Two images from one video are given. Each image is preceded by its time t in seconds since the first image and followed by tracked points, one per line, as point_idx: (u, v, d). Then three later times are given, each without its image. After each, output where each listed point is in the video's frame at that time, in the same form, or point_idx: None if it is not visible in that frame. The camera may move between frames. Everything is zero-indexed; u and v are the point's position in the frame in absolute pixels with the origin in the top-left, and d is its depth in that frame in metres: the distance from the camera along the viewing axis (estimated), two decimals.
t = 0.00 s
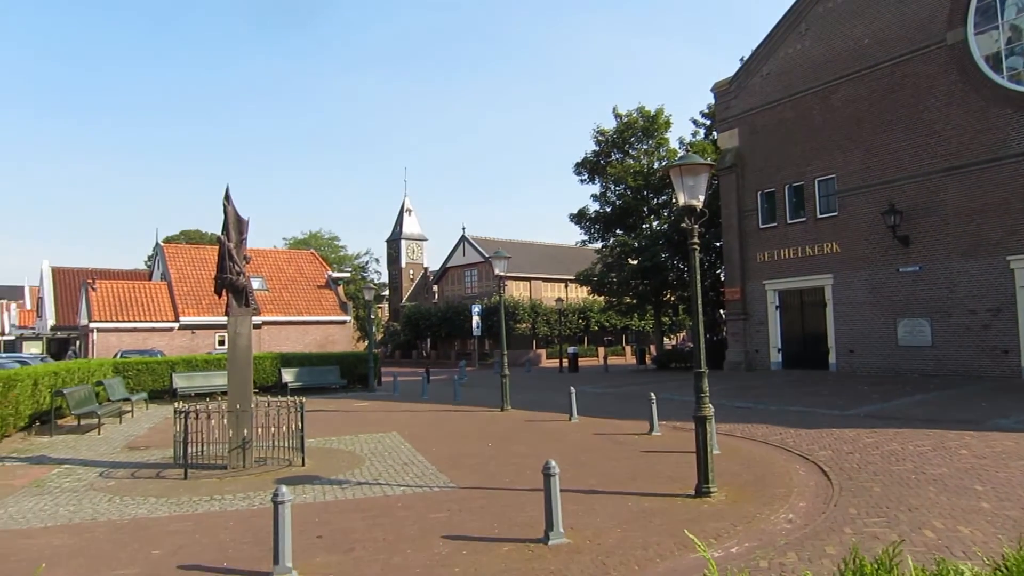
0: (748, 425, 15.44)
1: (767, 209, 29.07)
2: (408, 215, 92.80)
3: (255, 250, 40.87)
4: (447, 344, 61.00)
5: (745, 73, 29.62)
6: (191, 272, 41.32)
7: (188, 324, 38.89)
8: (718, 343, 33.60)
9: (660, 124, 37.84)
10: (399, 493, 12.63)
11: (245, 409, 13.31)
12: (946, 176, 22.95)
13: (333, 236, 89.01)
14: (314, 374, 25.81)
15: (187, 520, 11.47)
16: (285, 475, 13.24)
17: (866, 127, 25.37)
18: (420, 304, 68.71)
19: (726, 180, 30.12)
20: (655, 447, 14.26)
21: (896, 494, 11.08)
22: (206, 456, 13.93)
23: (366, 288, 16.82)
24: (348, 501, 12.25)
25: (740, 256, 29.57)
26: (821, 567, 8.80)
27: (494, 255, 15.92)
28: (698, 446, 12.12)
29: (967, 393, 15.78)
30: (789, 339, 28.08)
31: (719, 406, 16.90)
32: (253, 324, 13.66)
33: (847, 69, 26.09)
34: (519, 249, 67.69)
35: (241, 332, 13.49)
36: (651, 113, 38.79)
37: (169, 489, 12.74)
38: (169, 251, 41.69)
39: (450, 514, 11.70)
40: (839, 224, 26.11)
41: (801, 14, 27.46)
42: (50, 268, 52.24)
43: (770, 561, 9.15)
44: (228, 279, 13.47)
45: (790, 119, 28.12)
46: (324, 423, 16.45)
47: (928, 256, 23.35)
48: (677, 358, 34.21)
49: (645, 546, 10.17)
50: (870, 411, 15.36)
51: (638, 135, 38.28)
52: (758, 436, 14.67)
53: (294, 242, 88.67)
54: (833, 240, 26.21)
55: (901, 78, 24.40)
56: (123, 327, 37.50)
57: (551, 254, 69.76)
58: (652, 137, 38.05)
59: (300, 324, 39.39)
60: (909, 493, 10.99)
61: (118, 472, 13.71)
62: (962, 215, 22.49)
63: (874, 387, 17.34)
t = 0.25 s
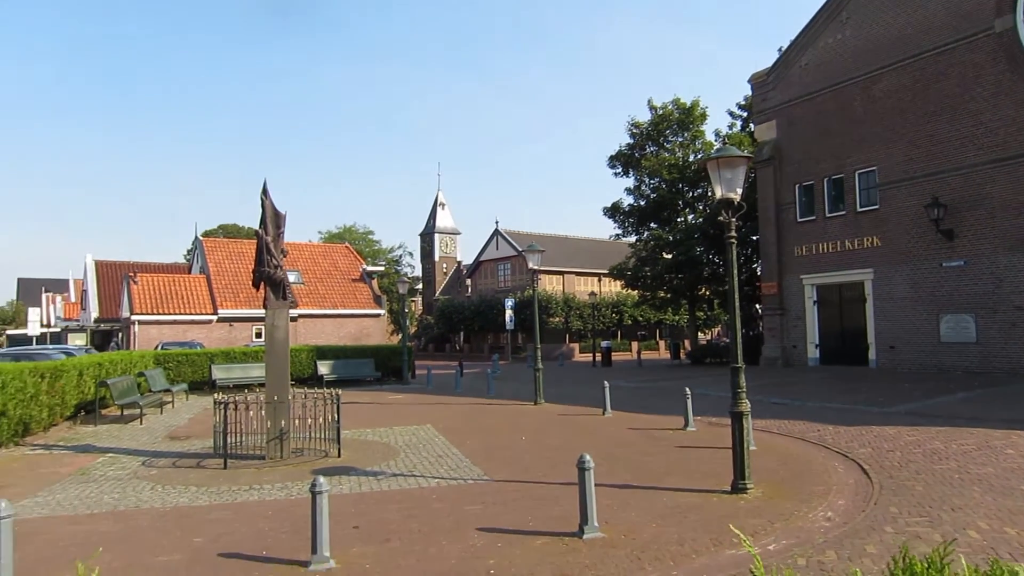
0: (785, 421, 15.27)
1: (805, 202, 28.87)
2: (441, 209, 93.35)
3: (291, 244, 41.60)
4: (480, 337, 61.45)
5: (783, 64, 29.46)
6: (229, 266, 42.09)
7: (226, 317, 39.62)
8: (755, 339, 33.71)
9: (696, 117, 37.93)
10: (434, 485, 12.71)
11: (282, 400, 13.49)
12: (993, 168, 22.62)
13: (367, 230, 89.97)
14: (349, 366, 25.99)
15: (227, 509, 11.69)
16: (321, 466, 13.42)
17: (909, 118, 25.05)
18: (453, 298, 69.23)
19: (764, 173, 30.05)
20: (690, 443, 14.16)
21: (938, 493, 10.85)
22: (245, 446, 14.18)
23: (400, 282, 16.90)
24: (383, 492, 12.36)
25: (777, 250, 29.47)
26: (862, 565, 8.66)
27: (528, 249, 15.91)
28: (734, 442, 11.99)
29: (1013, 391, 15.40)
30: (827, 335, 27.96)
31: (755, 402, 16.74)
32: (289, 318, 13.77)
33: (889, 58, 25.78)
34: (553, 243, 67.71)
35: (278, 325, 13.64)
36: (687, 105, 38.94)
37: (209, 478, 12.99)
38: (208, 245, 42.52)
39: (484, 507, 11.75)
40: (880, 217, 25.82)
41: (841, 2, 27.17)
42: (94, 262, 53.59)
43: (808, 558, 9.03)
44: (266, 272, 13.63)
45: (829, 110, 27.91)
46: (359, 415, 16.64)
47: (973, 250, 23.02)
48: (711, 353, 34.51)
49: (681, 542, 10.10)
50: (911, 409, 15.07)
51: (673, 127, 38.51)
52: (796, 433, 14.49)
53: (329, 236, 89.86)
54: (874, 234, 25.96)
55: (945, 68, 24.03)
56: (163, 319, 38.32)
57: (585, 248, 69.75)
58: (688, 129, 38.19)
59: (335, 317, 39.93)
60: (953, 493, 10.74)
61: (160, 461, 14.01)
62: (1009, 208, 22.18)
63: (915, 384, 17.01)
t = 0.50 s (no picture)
0: (823, 416, 15.08)
1: (845, 192, 28.86)
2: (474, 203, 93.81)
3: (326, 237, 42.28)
4: (514, 330, 61.62)
5: (822, 53, 29.42)
6: (266, 259, 42.76)
7: (263, 309, 40.24)
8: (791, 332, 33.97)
9: (733, 107, 38.08)
10: (470, 476, 12.78)
11: (320, 391, 13.67)
12: None
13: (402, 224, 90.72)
14: (384, 358, 26.19)
15: (266, 498, 11.88)
16: (358, 456, 13.57)
17: (953, 105, 24.78)
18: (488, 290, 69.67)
19: (802, 163, 30.14)
20: (726, 437, 14.04)
21: (984, 491, 10.58)
22: (284, 436, 14.41)
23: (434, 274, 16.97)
24: (419, 483, 12.46)
25: (816, 242, 29.52)
26: (905, 562, 8.49)
27: (563, 240, 15.86)
28: (771, 436, 11.85)
29: None
30: (867, 329, 27.86)
31: (792, 397, 16.56)
32: (327, 310, 13.98)
33: (932, 45, 25.50)
34: (587, 235, 67.57)
35: (315, 317, 13.82)
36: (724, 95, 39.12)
37: (249, 467, 13.21)
38: (246, 239, 43.25)
39: (519, 499, 11.77)
40: (922, 208, 25.65)
41: None
42: (136, 255, 54.84)
43: (848, 554, 8.88)
44: (303, 265, 13.81)
45: (870, 98, 27.76)
46: (396, 407, 16.80)
47: (1019, 242, 22.79)
48: (747, 346, 34.54)
49: (718, 536, 10.00)
50: (955, 404, 14.77)
51: (710, 118, 38.73)
52: (834, 428, 14.28)
53: (365, 229, 90.93)
54: (916, 225, 25.80)
55: (990, 54, 23.66)
56: (202, 311, 39.03)
57: (619, 240, 69.30)
58: (725, 120, 38.39)
59: (370, 310, 40.43)
60: (999, 491, 10.47)
61: (201, 449, 14.30)
62: None
63: (959, 378, 16.68)
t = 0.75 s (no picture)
0: (864, 408, 14.84)
1: (886, 180, 28.53)
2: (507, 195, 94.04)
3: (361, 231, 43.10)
4: (547, 322, 61.69)
5: (861, 37, 29.14)
6: (302, 252, 43.39)
7: (300, 303, 40.81)
8: (831, 322, 33.79)
9: (769, 93, 37.75)
10: (505, 467, 12.81)
11: (356, 383, 13.80)
12: None
13: (435, 216, 91.24)
14: (418, 351, 26.39)
15: (305, 488, 12.04)
16: (395, 447, 13.68)
17: (998, 88, 24.18)
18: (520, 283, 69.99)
19: (841, 151, 29.93)
20: (764, 429, 13.88)
21: None
22: (321, 428, 14.59)
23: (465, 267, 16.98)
24: (455, 474, 12.52)
25: (854, 231, 29.41)
26: (951, 557, 8.30)
27: (596, 232, 15.72)
28: (811, 429, 11.66)
29: None
30: (909, 319, 27.62)
31: (832, 388, 16.32)
32: (363, 302, 14.11)
33: (976, 27, 24.92)
34: (621, 226, 67.48)
35: (351, 310, 13.95)
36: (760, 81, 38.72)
37: (287, 458, 13.40)
38: (282, 233, 43.84)
39: (554, 490, 11.76)
40: (966, 194, 25.13)
41: None
42: (175, 250, 55.95)
43: (892, 548, 8.70)
44: (339, 258, 13.93)
45: (911, 81, 27.26)
46: (431, 398, 16.91)
47: None
48: (785, 337, 34.37)
49: (757, 529, 9.88)
50: (1001, 395, 14.41)
51: (745, 105, 38.46)
52: (876, 420, 14.03)
53: (398, 223, 91.79)
54: (960, 212, 25.32)
55: None
56: (240, 305, 39.72)
57: (653, 231, 68.87)
58: (761, 107, 38.07)
59: (404, 302, 40.83)
60: None
61: (241, 441, 14.55)
62: None
63: (1006, 370, 16.27)
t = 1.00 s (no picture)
0: (904, 405, 14.58)
1: (927, 172, 28.09)
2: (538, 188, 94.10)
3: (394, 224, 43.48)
4: (580, 316, 61.99)
5: (903, 26, 28.66)
6: (336, 245, 43.88)
7: (335, 295, 41.16)
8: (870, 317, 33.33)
9: (807, 84, 37.32)
10: (538, 460, 12.82)
11: (390, 374, 13.90)
12: None
13: (467, 209, 91.61)
14: (451, 344, 26.54)
15: (340, 478, 12.18)
16: (429, 439, 13.78)
17: None
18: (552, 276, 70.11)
19: (881, 142, 29.48)
20: (801, 425, 13.71)
21: None
22: (356, 419, 14.75)
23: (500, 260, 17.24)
24: (489, 467, 12.57)
25: (896, 225, 28.88)
26: (995, 557, 8.12)
27: (630, 226, 15.80)
28: (850, 425, 11.48)
29: None
30: (951, 315, 27.13)
31: (870, 385, 16.07)
32: (397, 295, 14.16)
33: None
34: (654, 219, 67.23)
35: (385, 302, 14.04)
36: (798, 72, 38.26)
37: (323, 449, 13.57)
38: (316, 226, 44.35)
39: (588, 484, 11.75)
40: (1012, 187, 24.80)
41: None
42: (213, 243, 56.85)
43: (932, 547, 8.54)
44: (374, 251, 14.03)
45: (956, 71, 26.87)
46: (465, 391, 17.00)
47: None
48: (822, 332, 33.95)
49: (793, 525, 9.76)
50: None
51: (783, 96, 38.03)
52: (916, 416, 13.78)
53: (431, 216, 92.44)
54: (1006, 204, 24.98)
55: None
56: (276, 297, 40.25)
57: (687, 224, 68.31)
58: (799, 98, 37.66)
59: (437, 295, 41.18)
60: None
61: (278, 431, 14.77)
62: None
63: None
